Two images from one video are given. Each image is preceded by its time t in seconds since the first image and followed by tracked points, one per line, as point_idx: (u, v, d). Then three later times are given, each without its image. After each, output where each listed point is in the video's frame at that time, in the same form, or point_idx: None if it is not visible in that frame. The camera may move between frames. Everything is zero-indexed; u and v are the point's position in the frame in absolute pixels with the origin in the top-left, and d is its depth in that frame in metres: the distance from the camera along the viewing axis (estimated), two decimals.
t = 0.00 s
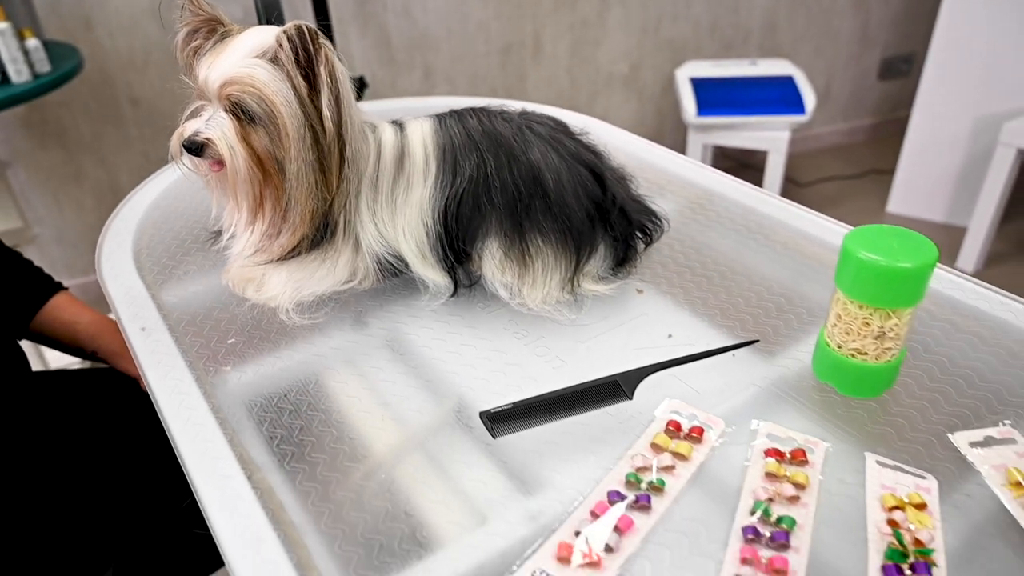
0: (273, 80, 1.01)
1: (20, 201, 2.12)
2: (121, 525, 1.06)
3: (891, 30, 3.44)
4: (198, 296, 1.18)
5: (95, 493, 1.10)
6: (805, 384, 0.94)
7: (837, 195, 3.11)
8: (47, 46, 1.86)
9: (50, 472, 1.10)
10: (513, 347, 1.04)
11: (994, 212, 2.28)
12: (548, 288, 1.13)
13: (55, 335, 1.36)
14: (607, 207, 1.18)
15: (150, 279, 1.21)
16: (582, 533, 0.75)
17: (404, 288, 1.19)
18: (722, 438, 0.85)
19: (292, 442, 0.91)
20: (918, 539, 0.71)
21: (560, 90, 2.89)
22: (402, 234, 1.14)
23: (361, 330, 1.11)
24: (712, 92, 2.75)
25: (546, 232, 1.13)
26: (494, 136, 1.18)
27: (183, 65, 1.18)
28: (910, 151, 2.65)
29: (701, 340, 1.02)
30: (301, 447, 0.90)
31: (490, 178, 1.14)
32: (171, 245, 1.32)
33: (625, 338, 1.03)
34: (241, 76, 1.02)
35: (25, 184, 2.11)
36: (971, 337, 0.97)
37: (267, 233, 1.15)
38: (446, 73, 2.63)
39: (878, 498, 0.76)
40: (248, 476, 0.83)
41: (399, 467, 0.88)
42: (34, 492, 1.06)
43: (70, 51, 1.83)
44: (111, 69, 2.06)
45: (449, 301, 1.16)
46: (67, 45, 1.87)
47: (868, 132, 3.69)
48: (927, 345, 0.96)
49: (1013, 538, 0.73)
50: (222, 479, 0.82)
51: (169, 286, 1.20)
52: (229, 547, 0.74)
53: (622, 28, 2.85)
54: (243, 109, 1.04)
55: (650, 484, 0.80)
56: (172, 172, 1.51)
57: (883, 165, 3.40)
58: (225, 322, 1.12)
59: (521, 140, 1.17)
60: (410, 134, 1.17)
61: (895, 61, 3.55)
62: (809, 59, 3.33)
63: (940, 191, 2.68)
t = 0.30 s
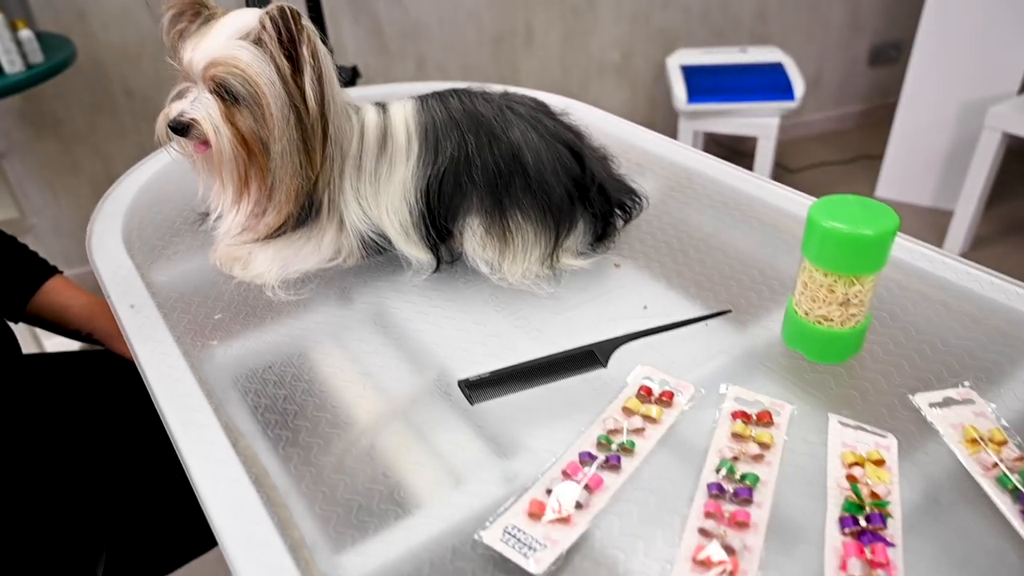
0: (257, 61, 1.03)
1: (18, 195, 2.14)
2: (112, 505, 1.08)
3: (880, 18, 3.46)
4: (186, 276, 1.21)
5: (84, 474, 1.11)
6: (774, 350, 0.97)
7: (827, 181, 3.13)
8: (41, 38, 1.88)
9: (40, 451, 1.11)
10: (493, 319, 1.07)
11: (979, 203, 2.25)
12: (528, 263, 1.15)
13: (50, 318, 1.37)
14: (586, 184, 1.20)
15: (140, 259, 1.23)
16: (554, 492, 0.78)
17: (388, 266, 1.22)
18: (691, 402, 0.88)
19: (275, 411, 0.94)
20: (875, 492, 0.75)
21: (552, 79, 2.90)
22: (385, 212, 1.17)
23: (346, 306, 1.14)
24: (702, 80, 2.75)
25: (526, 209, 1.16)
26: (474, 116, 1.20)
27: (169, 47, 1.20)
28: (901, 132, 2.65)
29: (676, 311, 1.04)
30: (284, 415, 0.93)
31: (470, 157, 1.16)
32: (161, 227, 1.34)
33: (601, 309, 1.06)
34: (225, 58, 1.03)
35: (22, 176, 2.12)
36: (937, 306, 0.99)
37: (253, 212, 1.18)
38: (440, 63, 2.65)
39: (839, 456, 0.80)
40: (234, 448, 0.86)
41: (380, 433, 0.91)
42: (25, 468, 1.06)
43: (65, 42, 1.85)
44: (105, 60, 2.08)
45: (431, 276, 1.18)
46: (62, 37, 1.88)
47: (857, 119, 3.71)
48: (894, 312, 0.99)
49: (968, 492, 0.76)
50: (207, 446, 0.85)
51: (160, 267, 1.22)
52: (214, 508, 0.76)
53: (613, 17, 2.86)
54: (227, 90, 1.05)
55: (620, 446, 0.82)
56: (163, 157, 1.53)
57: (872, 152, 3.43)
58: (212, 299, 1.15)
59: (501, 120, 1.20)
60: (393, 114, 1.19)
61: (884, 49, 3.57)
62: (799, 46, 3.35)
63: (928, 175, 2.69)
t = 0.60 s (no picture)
0: (234, 38, 1.02)
1: (9, 184, 2.13)
2: (91, 490, 1.04)
3: None
4: (167, 254, 1.20)
5: (62, 466, 1.07)
6: (743, 318, 0.98)
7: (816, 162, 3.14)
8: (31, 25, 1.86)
9: None
10: (469, 291, 1.08)
11: (958, 184, 2.25)
12: (505, 237, 1.16)
13: (35, 300, 1.37)
14: (562, 158, 1.21)
15: (122, 238, 1.22)
16: (522, 455, 0.79)
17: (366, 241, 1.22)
18: (660, 367, 0.90)
19: (251, 382, 0.95)
20: (836, 451, 0.77)
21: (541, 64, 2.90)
22: (362, 188, 1.17)
23: (327, 282, 1.14)
24: (688, 64, 2.75)
25: (501, 183, 1.17)
26: (451, 91, 1.20)
27: (145, 25, 1.20)
28: (885, 112, 2.64)
29: (649, 282, 1.06)
30: (259, 385, 0.94)
31: (447, 133, 1.16)
32: (143, 208, 1.34)
33: (575, 281, 1.07)
34: (202, 34, 1.02)
35: (13, 165, 2.11)
36: (904, 274, 1.01)
37: (232, 189, 1.18)
38: (430, 48, 2.64)
39: (802, 417, 0.82)
40: (213, 421, 0.87)
41: (355, 403, 0.92)
42: None
43: (52, 29, 1.83)
44: (92, 48, 2.07)
45: (409, 251, 1.19)
46: (50, 25, 1.87)
47: (846, 101, 3.72)
48: (862, 280, 1.01)
49: (927, 451, 0.78)
50: (183, 417, 0.86)
51: (142, 247, 1.21)
52: (187, 476, 0.78)
53: None
54: (203, 66, 1.05)
55: (588, 411, 0.84)
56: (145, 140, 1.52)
57: (861, 132, 3.43)
58: (192, 276, 1.15)
59: (478, 96, 1.20)
60: (371, 90, 1.19)
61: (871, 29, 3.57)
62: (787, 28, 3.35)
63: (909, 154, 2.69)
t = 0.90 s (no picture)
0: (215, 9, 1.00)
1: None
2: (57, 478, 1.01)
3: None
4: (131, 232, 1.17)
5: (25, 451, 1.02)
6: (712, 287, 0.97)
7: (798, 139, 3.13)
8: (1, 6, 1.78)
9: None
10: (438, 264, 1.07)
11: (936, 159, 2.25)
12: (475, 210, 1.15)
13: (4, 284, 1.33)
14: (532, 131, 1.21)
15: (85, 217, 1.19)
16: (487, 426, 0.79)
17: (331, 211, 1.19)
18: (627, 335, 0.90)
19: (215, 358, 0.94)
20: (800, 415, 0.77)
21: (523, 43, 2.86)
22: (330, 162, 1.14)
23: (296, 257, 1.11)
24: (669, 42, 2.72)
25: (471, 156, 1.16)
26: (419, 63, 1.18)
27: None
28: (865, 87, 2.63)
29: (620, 252, 1.05)
30: (222, 361, 0.93)
31: (416, 105, 1.15)
32: (108, 187, 1.30)
33: (544, 252, 1.07)
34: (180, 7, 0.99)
35: None
36: (873, 241, 1.02)
37: (204, 164, 1.17)
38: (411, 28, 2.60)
39: (768, 382, 0.82)
40: (175, 401, 0.86)
41: (322, 377, 0.91)
42: None
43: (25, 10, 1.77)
44: (64, 29, 2.02)
45: (379, 225, 1.16)
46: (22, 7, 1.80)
47: (829, 77, 3.71)
48: (831, 247, 1.01)
49: (891, 415, 0.78)
50: (146, 395, 0.86)
51: (106, 226, 1.18)
52: (146, 454, 0.78)
53: None
54: (183, 40, 1.02)
55: (555, 380, 0.84)
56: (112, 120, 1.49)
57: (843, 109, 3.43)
58: (157, 253, 1.12)
59: (447, 68, 1.18)
60: (338, 63, 1.16)
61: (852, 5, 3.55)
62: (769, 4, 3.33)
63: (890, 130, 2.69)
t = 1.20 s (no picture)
0: None
1: None
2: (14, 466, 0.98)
3: None
4: (84, 213, 1.13)
5: None
6: (681, 258, 0.96)
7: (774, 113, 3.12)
8: None
9: None
10: (403, 240, 1.05)
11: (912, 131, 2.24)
12: (440, 184, 1.13)
13: None
14: (498, 103, 1.18)
15: (37, 200, 1.15)
16: (450, 403, 0.77)
17: (294, 190, 1.16)
18: (594, 308, 0.89)
19: (171, 341, 0.91)
20: (766, 385, 0.76)
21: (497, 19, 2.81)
22: (290, 137, 1.11)
23: (257, 236, 1.08)
24: (646, 16, 2.68)
25: (435, 129, 1.13)
26: (380, 35, 1.15)
27: None
28: (840, 60, 2.61)
29: (587, 225, 1.03)
30: (179, 344, 0.91)
31: (377, 78, 1.11)
32: (61, 168, 1.25)
33: (511, 226, 1.05)
34: None
35: None
36: (842, 209, 1.01)
37: (165, 141, 1.12)
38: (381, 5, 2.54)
39: (735, 352, 0.81)
40: (129, 385, 0.84)
41: (283, 357, 0.88)
42: None
43: None
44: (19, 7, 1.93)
45: (342, 201, 1.14)
46: None
47: (805, 52, 3.69)
48: (801, 216, 1.00)
49: (858, 383, 0.77)
50: (98, 380, 0.84)
51: (58, 208, 1.14)
52: (99, 441, 0.76)
53: None
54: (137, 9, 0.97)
55: (519, 354, 0.82)
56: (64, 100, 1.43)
57: (819, 83, 3.42)
58: (112, 234, 1.09)
59: (409, 39, 1.14)
60: (297, 34, 1.12)
61: None
62: None
63: (866, 103, 2.68)
